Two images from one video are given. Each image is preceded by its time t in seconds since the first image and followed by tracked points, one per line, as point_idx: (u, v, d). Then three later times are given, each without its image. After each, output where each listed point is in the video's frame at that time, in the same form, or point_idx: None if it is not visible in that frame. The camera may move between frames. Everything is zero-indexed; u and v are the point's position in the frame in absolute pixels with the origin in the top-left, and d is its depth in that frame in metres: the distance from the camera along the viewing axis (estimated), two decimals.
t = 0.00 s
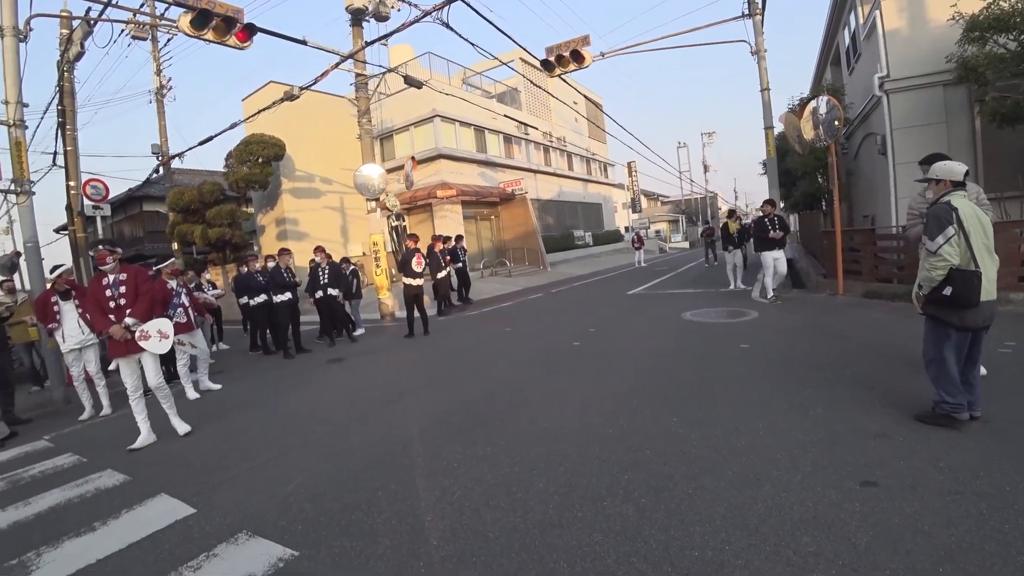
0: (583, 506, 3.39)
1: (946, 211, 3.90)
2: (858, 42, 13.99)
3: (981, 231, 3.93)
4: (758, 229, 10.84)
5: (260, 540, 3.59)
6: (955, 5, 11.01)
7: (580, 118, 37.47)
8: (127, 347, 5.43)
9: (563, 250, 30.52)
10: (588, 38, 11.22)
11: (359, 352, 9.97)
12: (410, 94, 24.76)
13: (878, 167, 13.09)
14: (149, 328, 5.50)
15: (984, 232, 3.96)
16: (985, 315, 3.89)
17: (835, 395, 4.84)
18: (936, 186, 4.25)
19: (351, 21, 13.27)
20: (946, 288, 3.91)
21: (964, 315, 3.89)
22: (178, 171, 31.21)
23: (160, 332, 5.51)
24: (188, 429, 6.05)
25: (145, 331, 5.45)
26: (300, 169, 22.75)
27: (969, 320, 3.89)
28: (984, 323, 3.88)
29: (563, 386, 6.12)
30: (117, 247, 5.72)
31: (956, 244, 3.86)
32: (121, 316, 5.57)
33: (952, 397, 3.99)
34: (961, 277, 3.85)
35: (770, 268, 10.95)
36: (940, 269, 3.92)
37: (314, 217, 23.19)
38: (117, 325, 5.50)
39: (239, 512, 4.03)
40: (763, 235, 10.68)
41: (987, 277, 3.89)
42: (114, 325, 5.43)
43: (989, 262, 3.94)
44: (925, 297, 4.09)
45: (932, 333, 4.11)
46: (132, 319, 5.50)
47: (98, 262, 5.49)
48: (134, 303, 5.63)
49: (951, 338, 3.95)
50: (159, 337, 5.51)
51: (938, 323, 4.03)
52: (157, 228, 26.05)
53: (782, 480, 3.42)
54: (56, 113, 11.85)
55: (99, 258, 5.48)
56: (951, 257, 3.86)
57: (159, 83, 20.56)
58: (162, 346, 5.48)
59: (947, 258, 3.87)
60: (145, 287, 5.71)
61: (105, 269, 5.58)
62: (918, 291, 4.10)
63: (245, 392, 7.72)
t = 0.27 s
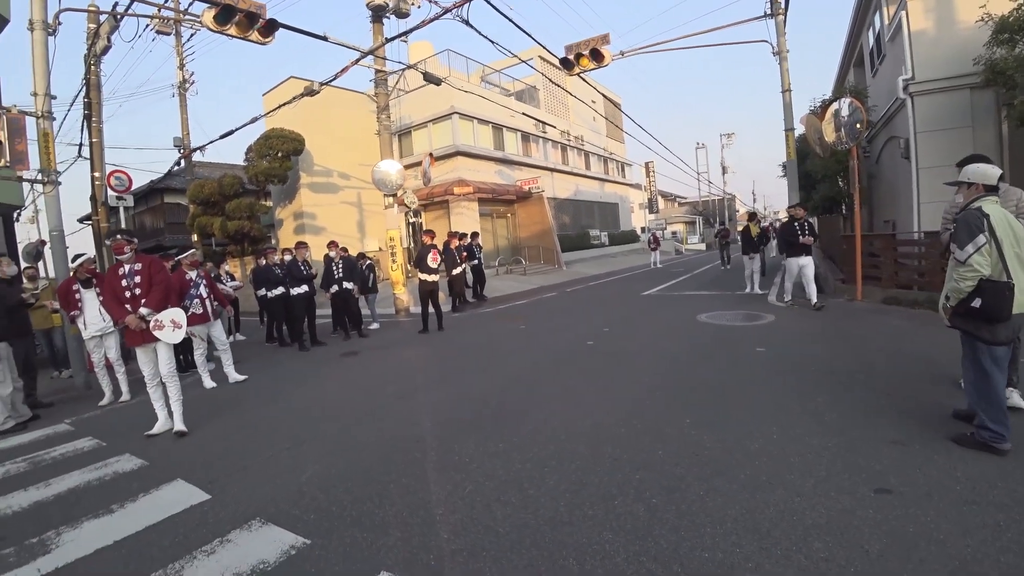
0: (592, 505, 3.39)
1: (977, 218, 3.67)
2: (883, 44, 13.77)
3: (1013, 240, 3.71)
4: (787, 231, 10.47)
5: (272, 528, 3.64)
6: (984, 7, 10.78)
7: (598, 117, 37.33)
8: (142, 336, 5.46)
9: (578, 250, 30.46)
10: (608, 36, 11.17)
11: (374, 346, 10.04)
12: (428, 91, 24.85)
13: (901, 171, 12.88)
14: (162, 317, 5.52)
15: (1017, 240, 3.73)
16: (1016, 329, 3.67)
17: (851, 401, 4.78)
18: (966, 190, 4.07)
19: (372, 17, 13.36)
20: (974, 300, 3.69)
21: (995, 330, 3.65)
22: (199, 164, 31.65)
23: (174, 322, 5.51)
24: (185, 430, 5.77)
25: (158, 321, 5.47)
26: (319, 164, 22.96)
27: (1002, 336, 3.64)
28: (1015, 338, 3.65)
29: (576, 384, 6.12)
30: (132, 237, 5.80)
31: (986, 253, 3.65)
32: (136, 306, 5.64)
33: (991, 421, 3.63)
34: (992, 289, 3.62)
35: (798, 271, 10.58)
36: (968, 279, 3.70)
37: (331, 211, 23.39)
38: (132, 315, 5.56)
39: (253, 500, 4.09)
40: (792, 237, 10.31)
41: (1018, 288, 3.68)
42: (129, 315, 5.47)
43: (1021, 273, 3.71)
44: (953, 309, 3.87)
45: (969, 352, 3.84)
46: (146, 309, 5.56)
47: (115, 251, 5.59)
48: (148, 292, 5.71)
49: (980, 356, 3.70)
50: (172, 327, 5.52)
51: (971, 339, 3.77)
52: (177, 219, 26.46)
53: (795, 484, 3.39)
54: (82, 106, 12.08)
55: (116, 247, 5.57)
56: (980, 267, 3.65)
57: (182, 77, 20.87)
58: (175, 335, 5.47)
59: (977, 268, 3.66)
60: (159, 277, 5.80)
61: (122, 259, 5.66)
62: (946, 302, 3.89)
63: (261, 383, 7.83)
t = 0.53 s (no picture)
0: (595, 507, 3.40)
1: (996, 230, 3.61)
2: (898, 52, 13.70)
3: None
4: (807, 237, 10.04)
5: (277, 521, 3.67)
6: (1001, 17, 10.70)
7: (609, 121, 37.33)
8: (148, 331, 5.48)
9: (587, 253, 30.44)
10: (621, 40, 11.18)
11: (380, 344, 10.09)
12: (440, 92, 24.95)
13: (914, 181, 12.80)
14: (168, 313, 5.48)
15: None
16: None
17: (858, 410, 4.76)
18: (984, 199, 3.98)
19: (386, 17, 13.44)
20: (996, 316, 3.58)
21: (1018, 346, 3.52)
22: (212, 160, 31.93)
23: (179, 318, 5.48)
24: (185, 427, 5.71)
25: (164, 316, 5.45)
26: (330, 162, 23.09)
27: None
28: None
29: (582, 386, 6.13)
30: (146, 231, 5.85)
31: (1006, 266, 3.55)
32: (143, 299, 5.68)
33: (1001, 438, 3.59)
34: (1014, 304, 3.52)
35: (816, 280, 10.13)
36: (989, 293, 3.60)
37: (341, 209, 23.52)
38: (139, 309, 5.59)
39: (259, 493, 4.13)
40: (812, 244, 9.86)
41: None
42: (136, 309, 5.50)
43: None
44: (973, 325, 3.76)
45: (983, 368, 3.75)
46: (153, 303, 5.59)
47: (128, 243, 5.64)
48: (157, 287, 5.75)
49: (1000, 372, 3.59)
50: (177, 324, 5.49)
51: (987, 355, 3.68)
52: (189, 214, 26.71)
53: (799, 491, 3.38)
54: (99, 100, 12.22)
55: (129, 239, 5.61)
56: (1001, 281, 3.54)
57: (197, 73, 21.06)
58: (180, 332, 5.46)
59: (998, 282, 3.55)
60: (168, 272, 5.83)
61: (134, 251, 5.71)
62: (966, 317, 3.78)
63: (268, 378, 7.88)
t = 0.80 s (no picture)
0: (593, 504, 3.41)
1: (1009, 238, 3.54)
2: (905, 60, 13.70)
3: None
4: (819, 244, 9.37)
5: (276, 512, 3.69)
6: (1008, 27, 10.70)
7: (614, 122, 37.33)
8: (146, 322, 5.47)
9: (588, 254, 30.44)
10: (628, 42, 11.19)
11: (380, 340, 10.11)
12: (446, 89, 24.96)
13: (917, 189, 12.81)
14: (165, 307, 5.45)
15: None
16: None
17: (857, 415, 4.78)
18: (998, 205, 3.91)
19: (394, 13, 13.45)
20: (1000, 327, 3.58)
21: (1019, 357, 3.54)
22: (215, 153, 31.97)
23: (175, 313, 5.44)
24: (184, 420, 5.68)
25: (160, 310, 5.41)
26: (334, 157, 23.10)
27: None
28: None
29: (581, 386, 6.14)
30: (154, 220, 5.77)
31: (1015, 278, 3.52)
32: (143, 289, 5.66)
33: (998, 444, 3.62)
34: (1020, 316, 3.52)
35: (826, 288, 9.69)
36: (994, 304, 3.58)
37: (344, 205, 23.53)
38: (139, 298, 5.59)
39: (258, 483, 4.14)
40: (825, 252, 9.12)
41: None
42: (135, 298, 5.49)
43: None
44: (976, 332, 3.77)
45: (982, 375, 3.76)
46: (152, 294, 5.56)
47: (135, 230, 5.58)
48: (158, 278, 5.70)
49: (1002, 381, 3.60)
50: (172, 318, 5.45)
51: (989, 363, 3.69)
52: (192, 206, 26.74)
53: (797, 494, 3.40)
54: (105, 90, 12.23)
55: (135, 227, 5.53)
56: (1009, 292, 3.52)
57: (203, 65, 21.07)
58: (173, 327, 5.40)
59: (1005, 293, 3.54)
60: (171, 264, 5.76)
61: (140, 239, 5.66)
62: (969, 324, 3.79)
63: (268, 371, 7.90)
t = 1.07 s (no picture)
0: (592, 500, 3.44)
1: (1018, 234, 3.56)
2: (902, 59, 13.74)
3: None
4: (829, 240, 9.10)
5: (277, 507, 3.71)
6: (1006, 26, 10.74)
7: (612, 120, 37.34)
8: (145, 318, 5.41)
9: (586, 251, 30.47)
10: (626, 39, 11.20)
11: (379, 337, 10.11)
12: (444, 87, 24.94)
13: (915, 187, 12.85)
14: (169, 303, 5.48)
15: None
16: None
17: (853, 411, 4.81)
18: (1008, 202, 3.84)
19: (392, 10, 13.44)
20: (1004, 322, 3.60)
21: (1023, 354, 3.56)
22: (213, 150, 31.90)
23: (180, 309, 5.50)
24: (183, 418, 5.68)
25: (164, 306, 5.43)
26: (332, 154, 23.07)
27: None
28: None
29: (580, 383, 6.17)
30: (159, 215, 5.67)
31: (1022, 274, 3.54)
32: (144, 285, 5.55)
33: (993, 439, 3.65)
34: None
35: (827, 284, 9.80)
36: (1000, 299, 3.61)
37: (342, 202, 23.50)
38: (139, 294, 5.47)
39: (258, 480, 4.16)
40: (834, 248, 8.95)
41: None
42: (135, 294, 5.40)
43: None
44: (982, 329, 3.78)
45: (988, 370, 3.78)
46: (154, 290, 5.47)
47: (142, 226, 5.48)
48: (160, 274, 5.60)
49: (1007, 378, 3.60)
50: (177, 315, 5.50)
51: (994, 359, 3.72)
52: (189, 203, 26.68)
53: (794, 489, 3.43)
54: (102, 86, 12.20)
55: (144, 222, 5.46)
56: (1015, 288, 3.55)
57: (201, 62, 21.02)
58: (178, 324, 5.46)
59: (1011, 289, 3.56)
60: (174, 260, 5.66)
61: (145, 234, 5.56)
62: (975, 321, 3.80)
63: (267, 368, 7.90)
